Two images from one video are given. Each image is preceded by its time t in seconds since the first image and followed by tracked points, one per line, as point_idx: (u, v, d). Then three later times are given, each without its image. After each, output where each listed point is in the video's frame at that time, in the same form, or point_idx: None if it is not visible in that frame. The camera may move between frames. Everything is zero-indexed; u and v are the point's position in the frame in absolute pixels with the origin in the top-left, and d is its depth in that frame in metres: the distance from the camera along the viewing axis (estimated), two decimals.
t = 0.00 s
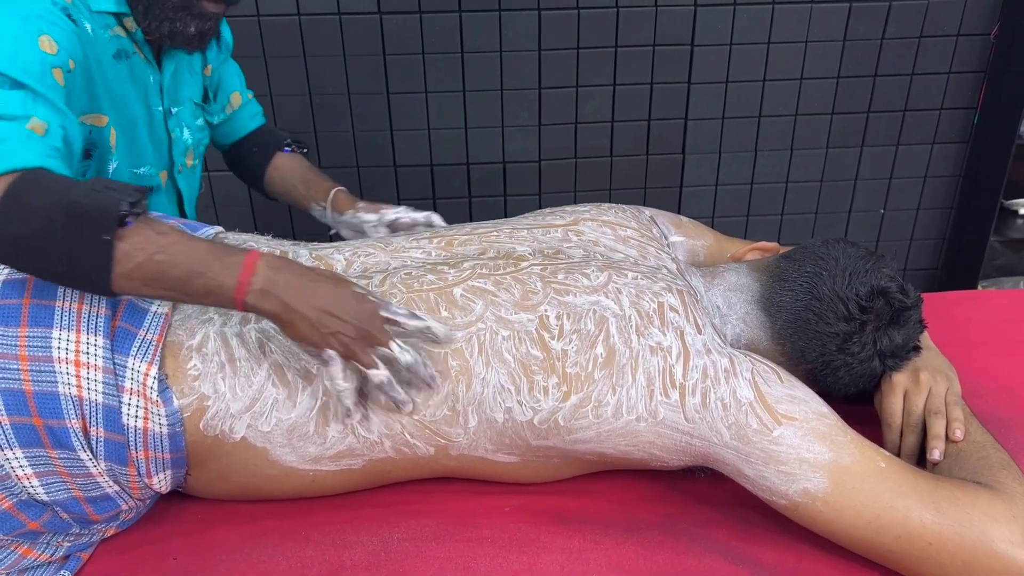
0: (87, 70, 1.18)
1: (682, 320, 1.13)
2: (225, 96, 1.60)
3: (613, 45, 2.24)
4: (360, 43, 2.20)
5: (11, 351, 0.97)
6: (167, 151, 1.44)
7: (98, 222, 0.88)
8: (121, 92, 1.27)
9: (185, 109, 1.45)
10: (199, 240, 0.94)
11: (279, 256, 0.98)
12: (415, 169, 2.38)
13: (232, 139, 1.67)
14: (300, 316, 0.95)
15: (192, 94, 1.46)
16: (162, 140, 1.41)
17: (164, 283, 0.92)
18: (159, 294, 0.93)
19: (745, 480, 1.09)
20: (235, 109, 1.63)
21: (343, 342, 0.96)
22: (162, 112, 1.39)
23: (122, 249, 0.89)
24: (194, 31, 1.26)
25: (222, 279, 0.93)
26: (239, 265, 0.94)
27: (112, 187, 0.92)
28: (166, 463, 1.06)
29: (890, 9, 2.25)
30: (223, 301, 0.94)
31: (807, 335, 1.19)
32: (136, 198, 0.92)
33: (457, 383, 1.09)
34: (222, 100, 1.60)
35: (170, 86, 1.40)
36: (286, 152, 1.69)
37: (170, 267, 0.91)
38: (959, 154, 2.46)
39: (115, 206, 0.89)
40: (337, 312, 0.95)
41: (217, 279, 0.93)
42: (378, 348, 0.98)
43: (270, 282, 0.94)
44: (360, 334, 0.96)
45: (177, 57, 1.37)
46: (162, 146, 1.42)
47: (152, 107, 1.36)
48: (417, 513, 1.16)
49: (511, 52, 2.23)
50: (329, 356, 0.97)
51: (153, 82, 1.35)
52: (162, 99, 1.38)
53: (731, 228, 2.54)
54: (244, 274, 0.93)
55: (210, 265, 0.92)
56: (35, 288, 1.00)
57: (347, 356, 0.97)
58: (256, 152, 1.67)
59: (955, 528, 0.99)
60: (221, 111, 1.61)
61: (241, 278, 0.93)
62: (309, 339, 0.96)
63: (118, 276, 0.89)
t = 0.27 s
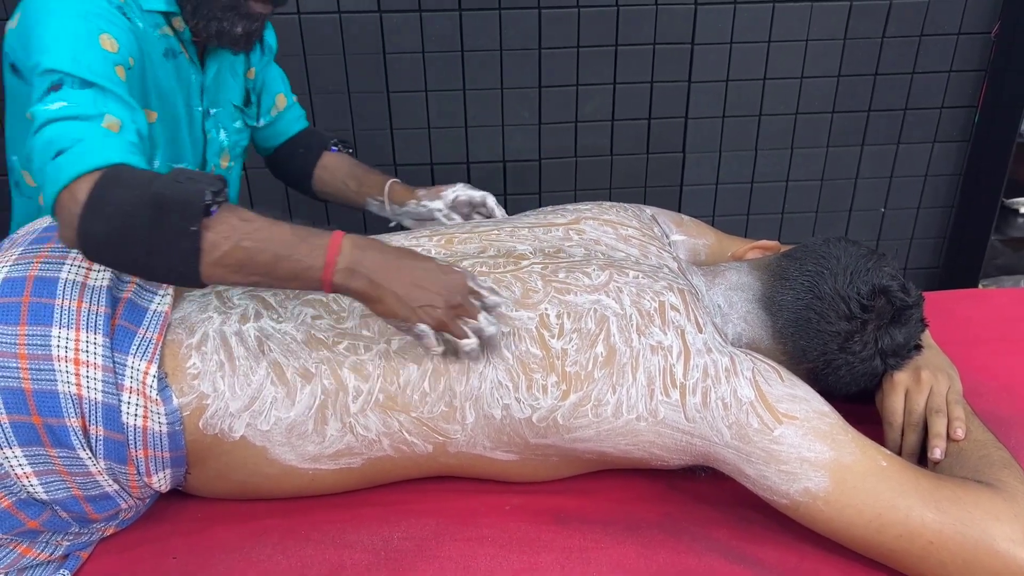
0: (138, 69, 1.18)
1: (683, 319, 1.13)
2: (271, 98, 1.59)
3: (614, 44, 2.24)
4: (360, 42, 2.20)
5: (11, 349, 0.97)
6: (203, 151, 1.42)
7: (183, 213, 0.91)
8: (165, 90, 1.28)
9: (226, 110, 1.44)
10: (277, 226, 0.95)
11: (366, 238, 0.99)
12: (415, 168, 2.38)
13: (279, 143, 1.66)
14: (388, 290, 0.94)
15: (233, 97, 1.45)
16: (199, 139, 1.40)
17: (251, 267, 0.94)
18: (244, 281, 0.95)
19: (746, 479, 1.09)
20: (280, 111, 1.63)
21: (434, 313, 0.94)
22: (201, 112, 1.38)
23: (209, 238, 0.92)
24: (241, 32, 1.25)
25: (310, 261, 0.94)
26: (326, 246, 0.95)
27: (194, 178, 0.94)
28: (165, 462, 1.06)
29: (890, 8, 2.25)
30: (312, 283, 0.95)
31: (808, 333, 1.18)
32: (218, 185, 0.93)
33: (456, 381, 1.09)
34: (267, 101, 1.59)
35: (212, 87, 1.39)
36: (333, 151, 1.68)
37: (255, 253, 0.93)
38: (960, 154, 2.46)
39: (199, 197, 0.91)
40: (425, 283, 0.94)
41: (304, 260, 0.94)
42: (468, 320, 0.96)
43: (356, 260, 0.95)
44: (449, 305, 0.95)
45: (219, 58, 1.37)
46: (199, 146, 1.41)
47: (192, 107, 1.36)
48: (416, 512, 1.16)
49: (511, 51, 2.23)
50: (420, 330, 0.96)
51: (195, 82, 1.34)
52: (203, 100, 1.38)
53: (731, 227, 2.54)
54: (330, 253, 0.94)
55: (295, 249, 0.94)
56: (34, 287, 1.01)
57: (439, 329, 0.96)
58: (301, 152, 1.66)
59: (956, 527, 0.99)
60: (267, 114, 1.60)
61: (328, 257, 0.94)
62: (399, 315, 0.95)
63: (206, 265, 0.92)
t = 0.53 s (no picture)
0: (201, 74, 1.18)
1: (682, 319, 1.13)
2: (325, 100, 1.60)
3: (613, 43, 2.23)
4: (359, 41, 2.19)
5: (7, 350, 0.97)
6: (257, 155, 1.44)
7: (263, 219, 0.93)
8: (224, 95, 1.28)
9: (280, 115, 1.44)
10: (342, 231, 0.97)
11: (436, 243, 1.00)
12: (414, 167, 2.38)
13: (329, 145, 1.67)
14: (461, 297, 0.96)
15: (285, 102, 1.44)
16: (253, 144, 1.42)
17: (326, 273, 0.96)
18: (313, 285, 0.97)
19: (745, 479, 1.08)
20: (334, 114, 1.63)
21: (507, 318, 0.96)
22: (255, 117, 1.39)
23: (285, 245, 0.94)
24: (301, 39, 1.24)
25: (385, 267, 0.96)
26: (400, 252, 0.96)
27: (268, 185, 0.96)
28: (162, 463, 1.05)
29: (890, 7, 2.24)
30: (386, 289, 0.97)
31: (807, 333, 1.18)
32: (294, 193, 0.96)
33: (453, 381, 1.09)
34: (321, 102, 1.59)
35: (266, 92, 1.38)
36: (388, 148, 1.70)
37: (331, 259, 0.95)
38: (960, 153, 2.46)
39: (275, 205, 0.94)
40: (494, 289, 0.96)
41: (380, 267, 0.96)
42: (541, 320, 0.97)
43: (429, 266, 0.96)
44: (523, 308, 0.96)
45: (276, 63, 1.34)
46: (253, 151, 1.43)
47: (246, 111, 1.36)
48: (415, 513, 1.16)
49: (510, 50, 2.23)
50: (494, 334, 0.98)
51: (250, 87, 1.34)
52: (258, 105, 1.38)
53: (731, 226, 2.54)
54: (405, 259, 0.96)
55: (370, 255, 0.95)
56: (31, 287, 1.00)
57: (513, 331, 0.98)
58: (355, 152, 1.67)
59: (955, 527, 0.98)
60: (321, 115, 1.61)
61: (402, 264, 0.96)
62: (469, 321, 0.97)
63: (283, 271, 0.94)
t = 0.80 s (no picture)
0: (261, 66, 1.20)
1: (681, 320, 1.12)
2: (378, 89, 1.61)
3: (612, 41, 2.23)
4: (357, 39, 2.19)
5: (2, 350, 0.97)
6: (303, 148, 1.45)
7: (346, 215, 0.97)
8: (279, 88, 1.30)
9: (325, 109, 1.47)
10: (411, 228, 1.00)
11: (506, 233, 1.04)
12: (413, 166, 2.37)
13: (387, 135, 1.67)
14: (538, 280, 0.99)
15: (331, 95, 1.47)
16: (300, 137, 1.43)
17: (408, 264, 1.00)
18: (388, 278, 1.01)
19: (743, 480, 1.08)
20: (389, 102, 1.63)
21: (577, 299, 0.98)
22: (302, 110, 1.41)
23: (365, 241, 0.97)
24: (348, 31, 1.26)
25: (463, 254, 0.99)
26: (475, 240, 1.00)
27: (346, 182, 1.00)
28: (158, 464, 1.05)
29: (890, 5, 2.24)
30: (464, 276, 1.01)
31: (806, 333, 1.18)
32: (372, 190, 1.00)
33: (449, 382, 1.08)
34: (376, 93, 1.60)
35: (312, 85, 1.41)
36: (445, 136, 1.65)
37: (411, 249, 0.98)
38: (960, 151, 2.45)
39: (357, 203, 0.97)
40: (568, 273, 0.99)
41: (457, 254, 0.99)
42: (613, 307, 0.98)
43: (505, 252, 1.00)
44: (592, 293, 0.98)
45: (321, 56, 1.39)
46: (300, 144, 1.44)
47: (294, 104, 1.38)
48: (411, 514, 1.15)
49: (509, 48, 2.22)
50: (564, 317, 0.98)
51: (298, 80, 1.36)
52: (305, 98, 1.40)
53: (730, 225, 2.53)
54: (481, 246, 0.99)
55: (448, 243, 0.99)
56: (26, 287, 1.00)
57: (585, 316, 0.98)
58: (414, 141, 1.65)
59: (954, 528, 0.98)
60: (375, 105, 1.62)
61: (478, 251, 0.99)
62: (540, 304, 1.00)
63: (365, 265, 0.98)
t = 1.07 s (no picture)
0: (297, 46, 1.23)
1: (676, 318, 1.12)
2: (423, 56, 1.63)
3: (611, 40, 2.22)
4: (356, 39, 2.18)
5: None
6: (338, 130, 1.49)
7: (435, 155, 1.00)
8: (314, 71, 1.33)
9: (359, 94, 1.50)
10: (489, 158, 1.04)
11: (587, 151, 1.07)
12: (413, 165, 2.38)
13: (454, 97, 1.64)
14: (623, 192, 1.02)
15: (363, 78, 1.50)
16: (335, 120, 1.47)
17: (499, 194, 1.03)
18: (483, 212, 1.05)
19: (740, 480, 1.08)
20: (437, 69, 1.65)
21: (664, 210, 1.03)
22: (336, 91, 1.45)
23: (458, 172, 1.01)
24: (372, 14, 1.25)
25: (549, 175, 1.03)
26: (560, 159, 1.03)
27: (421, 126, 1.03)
28: (154, 464, 1.05)
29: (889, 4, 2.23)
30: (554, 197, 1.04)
31: (803, 333, 1.18)
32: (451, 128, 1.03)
33: (446, 381, 1.08)
34: (421, 62, 1.63)
35: (342, 68, 1.45)
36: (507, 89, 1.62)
37: (501, 179, 1.03)
38: (959, 150, 2.45)
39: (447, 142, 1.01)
40: (650, 187, 1.03)
41: (545, 176, 1.03)
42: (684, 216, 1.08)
43: (590, 167, 1.03)
44: (673, 207, 1.04)
45: (348, 41, 1.42)
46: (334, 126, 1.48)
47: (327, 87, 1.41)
48: (409, 514, 1.15)
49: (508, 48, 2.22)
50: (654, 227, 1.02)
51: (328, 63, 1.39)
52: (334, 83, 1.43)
53: (730, 224, 2.53)
54: (567, 163, 1.02)
55: (535, 168, 1.03)
56: (22, 288, 1.00)
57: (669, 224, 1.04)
58: (478, 101, 1.61)
59: (950, 528, 0.98)
60: (424, 74, 1.64)
61: (564, 169, 1.02)
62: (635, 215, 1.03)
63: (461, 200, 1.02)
